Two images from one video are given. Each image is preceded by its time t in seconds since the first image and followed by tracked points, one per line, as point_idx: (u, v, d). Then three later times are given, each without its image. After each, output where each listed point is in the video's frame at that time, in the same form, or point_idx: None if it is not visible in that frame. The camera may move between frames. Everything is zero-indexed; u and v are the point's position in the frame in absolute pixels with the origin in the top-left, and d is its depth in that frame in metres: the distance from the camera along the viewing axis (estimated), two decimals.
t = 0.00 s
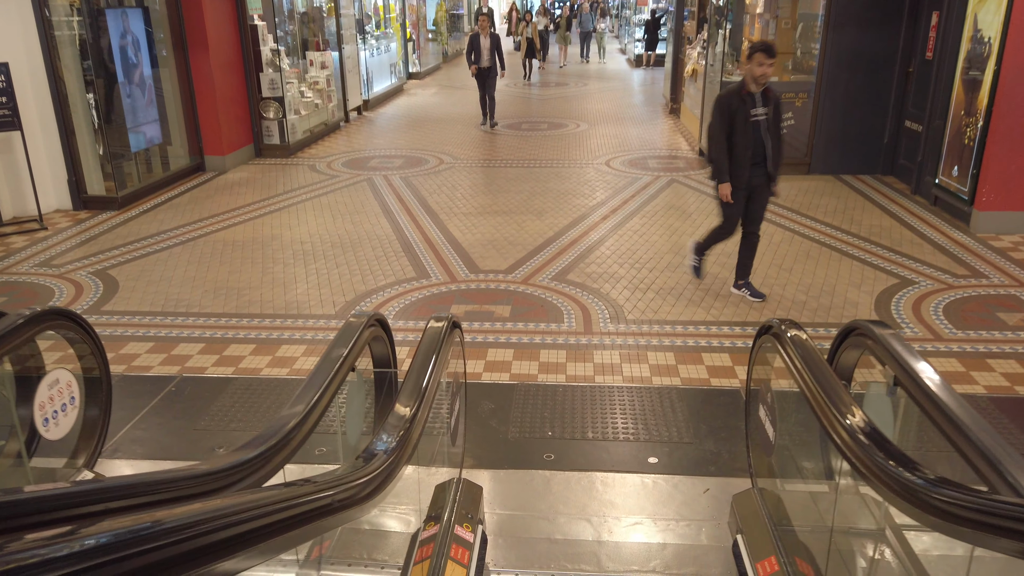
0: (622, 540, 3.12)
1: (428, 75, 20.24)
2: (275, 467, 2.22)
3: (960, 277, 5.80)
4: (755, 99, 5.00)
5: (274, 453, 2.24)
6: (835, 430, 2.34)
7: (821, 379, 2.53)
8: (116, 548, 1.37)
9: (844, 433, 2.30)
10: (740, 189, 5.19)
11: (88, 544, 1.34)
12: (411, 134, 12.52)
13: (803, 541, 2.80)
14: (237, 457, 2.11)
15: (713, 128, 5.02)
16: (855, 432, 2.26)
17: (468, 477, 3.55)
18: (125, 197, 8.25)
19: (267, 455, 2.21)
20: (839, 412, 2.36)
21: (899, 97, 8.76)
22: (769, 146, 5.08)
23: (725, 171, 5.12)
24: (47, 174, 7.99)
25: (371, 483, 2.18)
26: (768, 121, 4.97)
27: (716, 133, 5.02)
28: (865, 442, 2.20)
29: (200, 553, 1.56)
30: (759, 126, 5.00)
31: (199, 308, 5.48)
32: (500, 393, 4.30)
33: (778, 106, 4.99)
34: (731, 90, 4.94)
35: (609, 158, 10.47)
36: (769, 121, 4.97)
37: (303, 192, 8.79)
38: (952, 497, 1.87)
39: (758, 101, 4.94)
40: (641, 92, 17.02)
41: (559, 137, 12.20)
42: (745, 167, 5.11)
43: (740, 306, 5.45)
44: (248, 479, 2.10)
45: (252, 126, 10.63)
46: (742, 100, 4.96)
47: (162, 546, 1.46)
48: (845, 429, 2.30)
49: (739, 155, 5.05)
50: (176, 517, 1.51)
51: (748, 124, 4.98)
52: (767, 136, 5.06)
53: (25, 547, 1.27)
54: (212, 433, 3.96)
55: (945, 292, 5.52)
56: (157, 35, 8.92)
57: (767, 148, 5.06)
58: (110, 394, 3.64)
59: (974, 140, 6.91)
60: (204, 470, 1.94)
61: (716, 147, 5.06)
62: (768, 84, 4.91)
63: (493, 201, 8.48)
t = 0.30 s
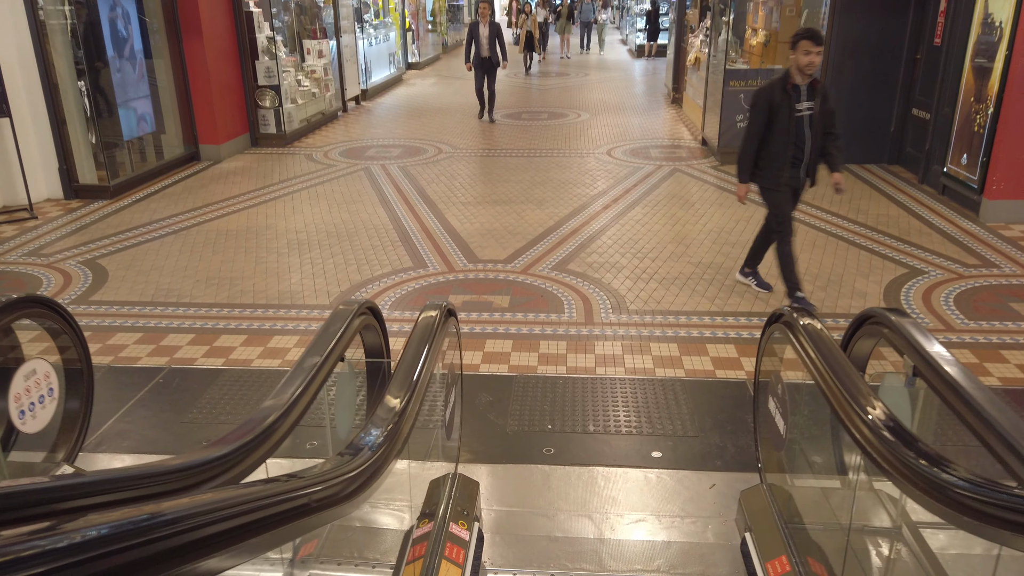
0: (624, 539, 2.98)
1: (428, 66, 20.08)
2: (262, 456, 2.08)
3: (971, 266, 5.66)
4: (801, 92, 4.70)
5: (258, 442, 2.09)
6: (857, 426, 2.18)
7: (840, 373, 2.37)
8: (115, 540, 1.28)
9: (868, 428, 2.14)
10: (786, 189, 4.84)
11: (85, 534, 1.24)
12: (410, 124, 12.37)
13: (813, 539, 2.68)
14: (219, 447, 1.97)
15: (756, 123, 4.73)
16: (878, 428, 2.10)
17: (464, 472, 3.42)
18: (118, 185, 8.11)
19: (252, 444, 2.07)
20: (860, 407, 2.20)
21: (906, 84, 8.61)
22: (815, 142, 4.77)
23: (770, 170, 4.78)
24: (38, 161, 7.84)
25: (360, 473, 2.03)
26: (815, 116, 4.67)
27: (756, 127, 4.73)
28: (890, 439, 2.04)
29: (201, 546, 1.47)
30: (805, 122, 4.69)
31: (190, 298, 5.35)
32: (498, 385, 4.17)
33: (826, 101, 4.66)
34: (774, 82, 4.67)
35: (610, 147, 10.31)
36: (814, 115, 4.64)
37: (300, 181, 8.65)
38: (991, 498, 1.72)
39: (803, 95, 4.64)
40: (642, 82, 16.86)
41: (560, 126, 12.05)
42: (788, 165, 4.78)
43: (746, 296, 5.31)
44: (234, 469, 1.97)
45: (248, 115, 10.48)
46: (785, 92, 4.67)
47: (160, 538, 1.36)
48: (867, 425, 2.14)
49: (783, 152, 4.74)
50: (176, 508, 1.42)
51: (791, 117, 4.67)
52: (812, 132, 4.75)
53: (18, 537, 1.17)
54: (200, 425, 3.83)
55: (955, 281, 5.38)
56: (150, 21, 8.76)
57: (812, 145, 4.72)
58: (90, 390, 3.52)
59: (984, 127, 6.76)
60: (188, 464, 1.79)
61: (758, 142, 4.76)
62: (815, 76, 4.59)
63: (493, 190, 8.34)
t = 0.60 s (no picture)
0: (627, 538, 2.84)
1: (428, 58, 19.92)
2: (243, 450, 1.94)
3: (982, 257, 5.51)
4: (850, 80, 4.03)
5: (241, 436, 1.97)
6: (883, 426, 2.03)
7: (862, 369, 2.21)
8: (117, 534, 1.20)
9: (895, 428, 1.98)
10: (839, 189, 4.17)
11: (82, 528, 1.17)
12: (409, 114, 12.20)
13: (826, 540, 2.54)
14: (195, 438, 1.86)
15: (803, 116, 4.03)
16: (906, 428, 1.94)
17: (460, 469, 3.28)
18: (110, 175, 7.96)
19: (228, 441, 1.92)
20: (886, 405, 2.04)
21: (913, 72, 8.44)
22: (868, 135, 4.13)
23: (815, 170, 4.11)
24: (28, 150, 7.69)
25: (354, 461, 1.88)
26: (868, 103, 4.01)
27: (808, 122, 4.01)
28: (920, 440, 1.88)
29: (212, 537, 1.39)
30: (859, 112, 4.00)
31: (180, 289, 5.21)
32: (496, 378, 4.04)
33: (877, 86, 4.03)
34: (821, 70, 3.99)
35: (611, 138, 10.14)
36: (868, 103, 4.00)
37: (296, 171, 8.51)
38: None
39: (855, 80, 3.96)
40: (643, 73, 16.68)
41: (561, 117, 11.88)
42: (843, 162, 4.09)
43: (751, 287, 5.17)
44: (214, 462, 1.85)
45: (243, 105, 10.33)
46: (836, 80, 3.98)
47: (163, 533, 1.29)
48: (894, 425, 1.98)
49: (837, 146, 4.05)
50: (180, 501, 1.35)
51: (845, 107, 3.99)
52: (864, 123, 4.10)
53: (14, 532, 1.11)
54: (187, 419, 3.70)
55: (967, 272, 5.23)
56: (143, 7, 8.59)
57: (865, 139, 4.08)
58: (70, 382, 3.38)
59: (994, 114, 6.60)
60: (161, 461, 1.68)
61: (805, 136, 4.05)
62: (867, 58, 3.92)
63: (492, 180, 8.19)
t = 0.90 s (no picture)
0: (632, 541, 2.70)
1: (428, 50, 19.76)
2: (220, 447, 1.80)
3: (993, 249, 5.37)
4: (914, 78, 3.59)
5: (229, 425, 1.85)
6: (914, 430, 1.86)
7: (890, 367, 2.04)
8: (118, 532, 1.12)
9: (929, 433, 1.81)
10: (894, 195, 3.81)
11: (81, 527, 1.09)
12: (408, 106, 12.05)
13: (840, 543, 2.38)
14: (172, 431, 1.73)
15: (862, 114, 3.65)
16: (941, 433, 1.77)
17: (456, 467, 3.15)
18: (102, 166, 7.82)
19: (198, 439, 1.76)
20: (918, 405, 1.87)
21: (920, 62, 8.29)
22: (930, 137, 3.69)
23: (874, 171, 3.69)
24: (18, 140, 7.54)
25: (343, 456, 1.67)
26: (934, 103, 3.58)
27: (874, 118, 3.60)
28: (955, 443, 1.72)
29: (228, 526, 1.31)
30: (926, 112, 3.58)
31: (170, 281, 5.07)
32: (494, 373, 3.90)
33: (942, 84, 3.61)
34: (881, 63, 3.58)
35: (613, 130, 9.98)
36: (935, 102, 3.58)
37: (291, 163, 8.37)
38: None
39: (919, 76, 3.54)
40: (644, 65, 16.52)
41: (562, 109, 11.73)
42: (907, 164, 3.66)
43: (757, 280, 5.03)
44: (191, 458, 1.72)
45: (239, 96, 10.17)
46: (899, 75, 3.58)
47: (171, 529, 1.20)
48: (924, 426, 1.82)
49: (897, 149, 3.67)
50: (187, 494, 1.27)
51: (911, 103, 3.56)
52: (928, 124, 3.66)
53: (10, 531, 1.03)
54: (173, 415, 3.56)
55: (979, 264, 5.09)
56: None
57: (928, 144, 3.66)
58: (47, 378, 3.22)
59: (1004, 104, 6.43)
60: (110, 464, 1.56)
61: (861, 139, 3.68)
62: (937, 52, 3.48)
63: (491, 172, 8.04)
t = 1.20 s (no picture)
0: (636, 544, 2.57)
1: (427, 43, 19.55)
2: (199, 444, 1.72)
3: (1006, 241, 5.23)
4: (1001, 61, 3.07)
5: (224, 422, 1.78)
6: (944, 429, 1.69)
7: (920, 365, 1.86)
8: (119, 527, 1.10)
9: (966, 437, 1.62)
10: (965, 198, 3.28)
11: (78, 524, 1.07)
12: (406, 98, 11.90)
13: (858, 547, 2.25)
14: (136, 429, 1.59)
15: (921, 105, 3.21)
16: (987, 440, 1.56)
17: (452, 466, 3.01)
18: (94, 157, 7.68)
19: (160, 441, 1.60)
20: (956, 407, 1.68)
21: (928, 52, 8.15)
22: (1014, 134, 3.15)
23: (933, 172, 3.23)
24: (8, 131, 7.40)
25: (317, 460, 1.48)
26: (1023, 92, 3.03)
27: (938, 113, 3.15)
28: (979, 432, 1.59)
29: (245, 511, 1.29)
30: (1008, 103, 3.07)
31: (160, 274, 4.93)
32: (492, 368, 3.76)
33: None
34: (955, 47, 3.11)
35: (614, 121, 9.82)
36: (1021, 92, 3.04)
37: (287, 154, 8.23)
38: None
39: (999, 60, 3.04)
40: (645, 58, 16.34)
41: (562, 100, 11.57)
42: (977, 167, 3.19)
43: (763, 272, 4.89)
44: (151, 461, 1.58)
45: (235, 87, 10.02)
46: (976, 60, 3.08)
47: (176, 522, 1.18)
48: (947, 415, 1.69)
49: (969, 149, 3.18)
50: (195, 488, 1.25)
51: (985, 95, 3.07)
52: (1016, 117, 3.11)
53: (10, 529, 1.02)
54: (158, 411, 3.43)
55: (991, 256, 4.96)
56: None
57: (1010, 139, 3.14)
58: (24, 369, 3.16)
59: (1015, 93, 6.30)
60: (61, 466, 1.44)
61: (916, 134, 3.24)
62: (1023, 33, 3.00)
63: (490, 164, 7.90)
